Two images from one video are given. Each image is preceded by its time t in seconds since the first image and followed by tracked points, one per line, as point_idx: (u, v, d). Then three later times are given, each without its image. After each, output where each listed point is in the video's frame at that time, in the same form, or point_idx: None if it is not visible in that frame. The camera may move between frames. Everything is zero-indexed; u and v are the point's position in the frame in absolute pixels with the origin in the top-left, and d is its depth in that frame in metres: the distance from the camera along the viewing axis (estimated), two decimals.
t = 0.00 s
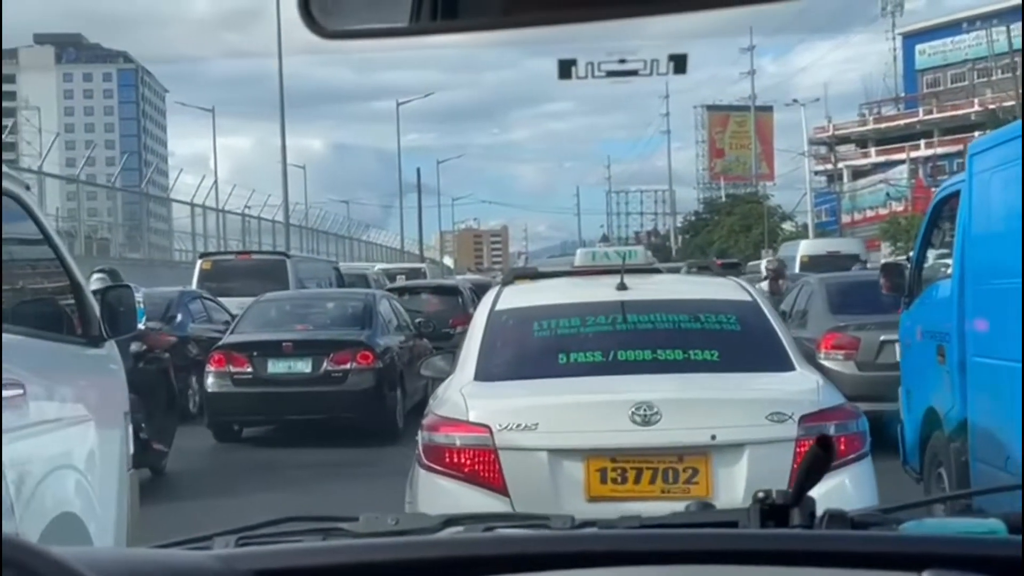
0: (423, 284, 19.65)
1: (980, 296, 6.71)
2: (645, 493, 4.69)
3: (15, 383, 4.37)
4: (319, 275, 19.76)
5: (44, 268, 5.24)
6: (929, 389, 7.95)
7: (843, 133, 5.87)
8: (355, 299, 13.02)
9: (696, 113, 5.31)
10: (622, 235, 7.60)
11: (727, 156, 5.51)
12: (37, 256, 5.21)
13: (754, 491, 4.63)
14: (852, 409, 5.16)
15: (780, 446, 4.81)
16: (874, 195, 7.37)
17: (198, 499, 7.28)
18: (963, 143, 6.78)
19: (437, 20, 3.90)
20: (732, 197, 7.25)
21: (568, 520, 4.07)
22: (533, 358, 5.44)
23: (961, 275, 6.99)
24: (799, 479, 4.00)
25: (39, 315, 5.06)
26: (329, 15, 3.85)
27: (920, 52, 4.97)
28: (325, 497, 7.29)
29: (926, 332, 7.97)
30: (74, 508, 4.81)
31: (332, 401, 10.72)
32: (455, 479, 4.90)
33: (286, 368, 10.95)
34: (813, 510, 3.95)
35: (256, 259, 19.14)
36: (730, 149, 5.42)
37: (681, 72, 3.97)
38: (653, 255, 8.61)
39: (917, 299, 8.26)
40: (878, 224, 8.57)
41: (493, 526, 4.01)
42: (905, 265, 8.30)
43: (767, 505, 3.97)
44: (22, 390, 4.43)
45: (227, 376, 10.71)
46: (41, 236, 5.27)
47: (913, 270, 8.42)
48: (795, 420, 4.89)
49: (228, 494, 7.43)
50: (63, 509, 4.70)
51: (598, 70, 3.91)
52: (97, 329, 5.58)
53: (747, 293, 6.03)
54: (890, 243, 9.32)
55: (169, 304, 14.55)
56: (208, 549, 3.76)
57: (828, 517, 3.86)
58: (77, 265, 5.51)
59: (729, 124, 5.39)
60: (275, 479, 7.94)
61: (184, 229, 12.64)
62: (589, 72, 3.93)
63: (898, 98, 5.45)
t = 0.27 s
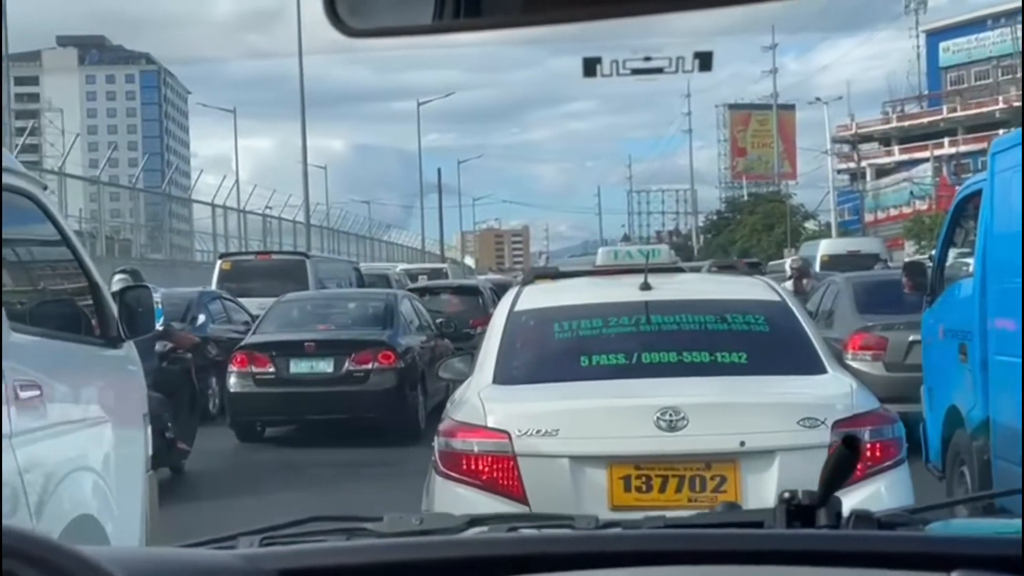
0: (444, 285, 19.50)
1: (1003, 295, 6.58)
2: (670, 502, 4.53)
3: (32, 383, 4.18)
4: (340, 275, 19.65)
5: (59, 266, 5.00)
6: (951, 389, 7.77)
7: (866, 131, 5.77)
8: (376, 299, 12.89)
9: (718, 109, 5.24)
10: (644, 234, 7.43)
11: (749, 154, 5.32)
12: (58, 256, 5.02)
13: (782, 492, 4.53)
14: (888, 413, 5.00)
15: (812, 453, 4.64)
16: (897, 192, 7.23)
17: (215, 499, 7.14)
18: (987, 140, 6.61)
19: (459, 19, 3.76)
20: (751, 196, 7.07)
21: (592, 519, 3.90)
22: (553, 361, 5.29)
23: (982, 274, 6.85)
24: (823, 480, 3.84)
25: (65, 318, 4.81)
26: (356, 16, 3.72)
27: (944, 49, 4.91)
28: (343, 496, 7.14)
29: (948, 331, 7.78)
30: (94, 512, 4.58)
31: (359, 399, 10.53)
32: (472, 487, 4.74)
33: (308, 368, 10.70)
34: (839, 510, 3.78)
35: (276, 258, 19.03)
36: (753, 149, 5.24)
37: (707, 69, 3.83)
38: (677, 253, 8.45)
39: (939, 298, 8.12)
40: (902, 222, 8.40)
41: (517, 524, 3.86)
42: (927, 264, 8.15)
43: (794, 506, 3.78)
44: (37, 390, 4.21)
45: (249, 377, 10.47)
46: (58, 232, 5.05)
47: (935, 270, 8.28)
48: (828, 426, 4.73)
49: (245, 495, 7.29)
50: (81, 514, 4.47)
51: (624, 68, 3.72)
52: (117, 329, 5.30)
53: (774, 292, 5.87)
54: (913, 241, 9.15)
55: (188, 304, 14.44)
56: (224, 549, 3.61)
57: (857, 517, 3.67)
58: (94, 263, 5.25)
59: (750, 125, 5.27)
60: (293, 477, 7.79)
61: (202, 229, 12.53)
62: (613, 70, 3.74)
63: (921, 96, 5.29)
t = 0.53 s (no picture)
0: (456, 285, 19.41)
1: (1017, 293, 6.47)
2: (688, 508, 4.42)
3: (43, 382, 4.08)
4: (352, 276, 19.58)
5: (70, 266, 4.87)
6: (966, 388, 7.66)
7: (880, 130, 5.64)
8: (388, 299, 12.81)
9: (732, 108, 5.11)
10: (658, 233, 7.32)
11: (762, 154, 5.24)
12: (69, 256, 4.91)
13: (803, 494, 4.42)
14: (913, 417, 4.89)
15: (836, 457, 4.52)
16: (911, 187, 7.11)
17: (226, 498, 7.04)
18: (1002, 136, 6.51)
19: (475, 17, 3.71)
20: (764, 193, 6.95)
21: (609, 519, 3.77)
22: (566, 362, 5.20)
23: (996, 270, 6.72)
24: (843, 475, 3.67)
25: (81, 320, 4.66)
26: (379, 16, 3.65)
27: (959, 47, 4.77)
28: (356, 495, 7.05)
29: (963, 330, 7.66)
30: (110, 516, 4.44)
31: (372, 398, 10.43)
32: (482, 494, 4.62)
33: (322, 368, 10.61)
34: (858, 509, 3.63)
35: (287, 258, 18.95)
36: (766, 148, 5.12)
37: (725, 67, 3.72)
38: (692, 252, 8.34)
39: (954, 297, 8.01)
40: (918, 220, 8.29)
41: (533, 522, 3.77)
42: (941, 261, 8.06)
43: (811, 504, 3.63)
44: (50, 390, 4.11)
45: (264, 377, 10.35)
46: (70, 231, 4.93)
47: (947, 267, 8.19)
48: (851, 429, 4.62)
49: (256, 494, 7.20)
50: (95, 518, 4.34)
51: (642, 65, 3.60)
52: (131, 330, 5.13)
53: (793, 292, 5.76)
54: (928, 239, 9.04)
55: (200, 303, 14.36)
56: (237, 548, 3.52)
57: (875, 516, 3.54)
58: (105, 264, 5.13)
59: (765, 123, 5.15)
60: (305, 476, 7.69)
61: (214, 228, 12.47)
62: (633, 68, 3.60)
63: (935, 95, 5.20)
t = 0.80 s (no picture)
0: (459, 285, 19.40)
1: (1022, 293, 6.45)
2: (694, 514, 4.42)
3: (50, 383, 4.07)
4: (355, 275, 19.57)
5: (75, 266, 4.86)
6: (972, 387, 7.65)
7: (885, 129, 5.61)
8: (393, 299, 12.81)
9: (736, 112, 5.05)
10: (661, 233, 7.30)
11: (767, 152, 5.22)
12: (76, 256, 4.90)
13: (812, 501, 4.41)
14: (925, 420, 4.86)
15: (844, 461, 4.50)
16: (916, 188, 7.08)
17: (230, 499, 7.03)
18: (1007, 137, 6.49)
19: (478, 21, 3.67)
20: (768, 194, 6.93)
21: (614, 519, 3.78)
22: (570, 365, 5.18)
23: (1001, 270, 6.70)
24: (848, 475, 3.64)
25: (88, 320, 4.67)
26: (387, 19, 3.64)
27: (963, 46, 4.72)
28: (360, 494, 7.03)
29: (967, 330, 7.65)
30: (115, 515, 4.45)
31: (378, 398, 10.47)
32: (483, 499, 4.59)
33: (327, 368, 10.76)
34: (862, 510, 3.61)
35: (290, 257, 18.93)
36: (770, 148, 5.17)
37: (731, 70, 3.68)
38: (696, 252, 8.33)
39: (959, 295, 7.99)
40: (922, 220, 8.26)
41: (537, 524, 3.75)
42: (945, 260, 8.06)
43: (816, 505, 3.63)
44: (56, 390, 4.11)
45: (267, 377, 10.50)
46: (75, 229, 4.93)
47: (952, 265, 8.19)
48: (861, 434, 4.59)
49: (259, 494, 7.18)
50: (101, 518, 4.34)
51: (645, 68, 3.60)
52: (136, 329, 5.14)
53: (801, 292, 5.75)
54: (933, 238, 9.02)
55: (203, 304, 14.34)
56: (239, 550, 3.50)
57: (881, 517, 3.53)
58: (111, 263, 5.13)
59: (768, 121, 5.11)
60: (308, 476, 7.68)
61: (217, 228, 12.45)
62: (635, 71, 3.61)
63: (939, 95, 5.08)
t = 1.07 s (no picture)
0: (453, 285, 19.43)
1: (1015, 293, 6.47)
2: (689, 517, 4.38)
3: (53, 381, 4.11)
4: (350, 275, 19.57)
5: (76, 266, 4.91)
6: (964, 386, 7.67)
7: (879, 130, 5.56)
8: (388, 299, 12.82)
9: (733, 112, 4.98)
10: (655, 233, 7.30)
11: (761, 153, 5.25)
12: (72, 255, 4.90)
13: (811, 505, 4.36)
14: (923, 422, 4.82)
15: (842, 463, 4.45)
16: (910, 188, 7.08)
17: (223, 498, 7.02)
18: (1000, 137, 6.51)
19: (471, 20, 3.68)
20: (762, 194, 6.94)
21: (605, 519, 3.78)
22: (564, 365, 5.19)
23: (994, 269, 6.72)
24: (838, 475, 3.65)
25: (84, 320, 4.71)
26: (387, 16, 3.65)
27: (957, 47, 4.82)
28: (353, 493, 7.03)
29: (961, 329, 7.67)
30: (119, 512, 4.50)
31: (373, 399, 10.42)
32: (474, 503, 4.56)
33: (321, 368, 10.65)
34: (853, 510, 3.63)
35: (284, 257, 18.92)
36: (765, 148, 5.20)
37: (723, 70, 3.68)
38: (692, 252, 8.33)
39: (952, 296, 8.03)
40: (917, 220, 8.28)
41: (528, 524, 3.75)
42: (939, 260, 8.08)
43: (807, 505, 3.65)
44: (60, 388, 4.16)
45: (264, 376, 10.51)
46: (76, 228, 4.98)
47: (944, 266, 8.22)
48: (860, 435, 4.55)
49: (251, 494, 7.17)
50: (106, 515, 4.38)
51: (635, 67, 3.62)
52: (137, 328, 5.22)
53: (800, 293, 5.75)
54: (928, 239, 9.03)
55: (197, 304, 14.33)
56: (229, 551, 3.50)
57: (870, 516, 3.55)
58: (111, 261, 5.20)
59: (762, 122, 5.15)
60: (303, 475, 7.67)
61: (211, 228, 12.46)
62: (626, 71, 3.65)
63: (934, 95, 5.21)
